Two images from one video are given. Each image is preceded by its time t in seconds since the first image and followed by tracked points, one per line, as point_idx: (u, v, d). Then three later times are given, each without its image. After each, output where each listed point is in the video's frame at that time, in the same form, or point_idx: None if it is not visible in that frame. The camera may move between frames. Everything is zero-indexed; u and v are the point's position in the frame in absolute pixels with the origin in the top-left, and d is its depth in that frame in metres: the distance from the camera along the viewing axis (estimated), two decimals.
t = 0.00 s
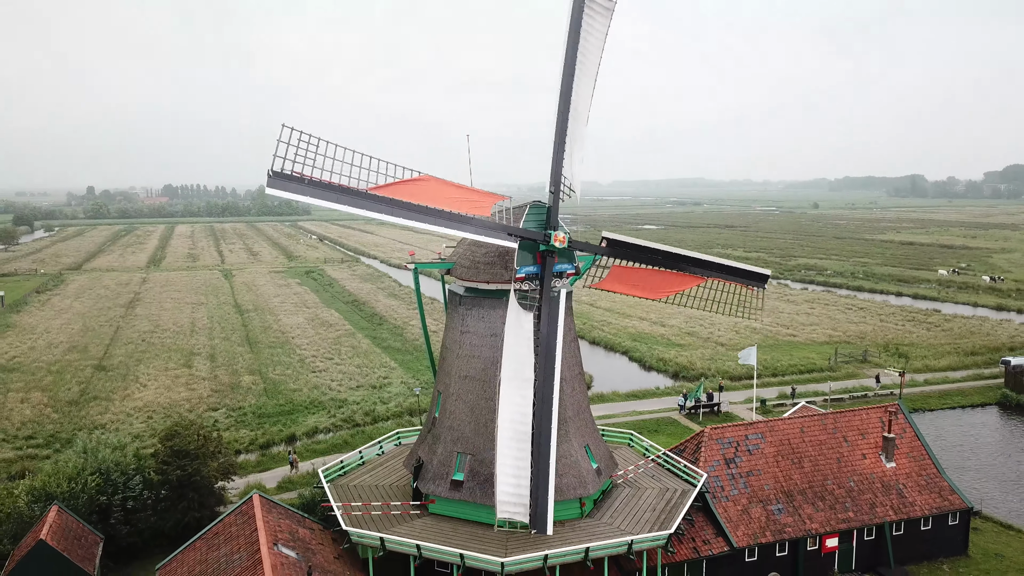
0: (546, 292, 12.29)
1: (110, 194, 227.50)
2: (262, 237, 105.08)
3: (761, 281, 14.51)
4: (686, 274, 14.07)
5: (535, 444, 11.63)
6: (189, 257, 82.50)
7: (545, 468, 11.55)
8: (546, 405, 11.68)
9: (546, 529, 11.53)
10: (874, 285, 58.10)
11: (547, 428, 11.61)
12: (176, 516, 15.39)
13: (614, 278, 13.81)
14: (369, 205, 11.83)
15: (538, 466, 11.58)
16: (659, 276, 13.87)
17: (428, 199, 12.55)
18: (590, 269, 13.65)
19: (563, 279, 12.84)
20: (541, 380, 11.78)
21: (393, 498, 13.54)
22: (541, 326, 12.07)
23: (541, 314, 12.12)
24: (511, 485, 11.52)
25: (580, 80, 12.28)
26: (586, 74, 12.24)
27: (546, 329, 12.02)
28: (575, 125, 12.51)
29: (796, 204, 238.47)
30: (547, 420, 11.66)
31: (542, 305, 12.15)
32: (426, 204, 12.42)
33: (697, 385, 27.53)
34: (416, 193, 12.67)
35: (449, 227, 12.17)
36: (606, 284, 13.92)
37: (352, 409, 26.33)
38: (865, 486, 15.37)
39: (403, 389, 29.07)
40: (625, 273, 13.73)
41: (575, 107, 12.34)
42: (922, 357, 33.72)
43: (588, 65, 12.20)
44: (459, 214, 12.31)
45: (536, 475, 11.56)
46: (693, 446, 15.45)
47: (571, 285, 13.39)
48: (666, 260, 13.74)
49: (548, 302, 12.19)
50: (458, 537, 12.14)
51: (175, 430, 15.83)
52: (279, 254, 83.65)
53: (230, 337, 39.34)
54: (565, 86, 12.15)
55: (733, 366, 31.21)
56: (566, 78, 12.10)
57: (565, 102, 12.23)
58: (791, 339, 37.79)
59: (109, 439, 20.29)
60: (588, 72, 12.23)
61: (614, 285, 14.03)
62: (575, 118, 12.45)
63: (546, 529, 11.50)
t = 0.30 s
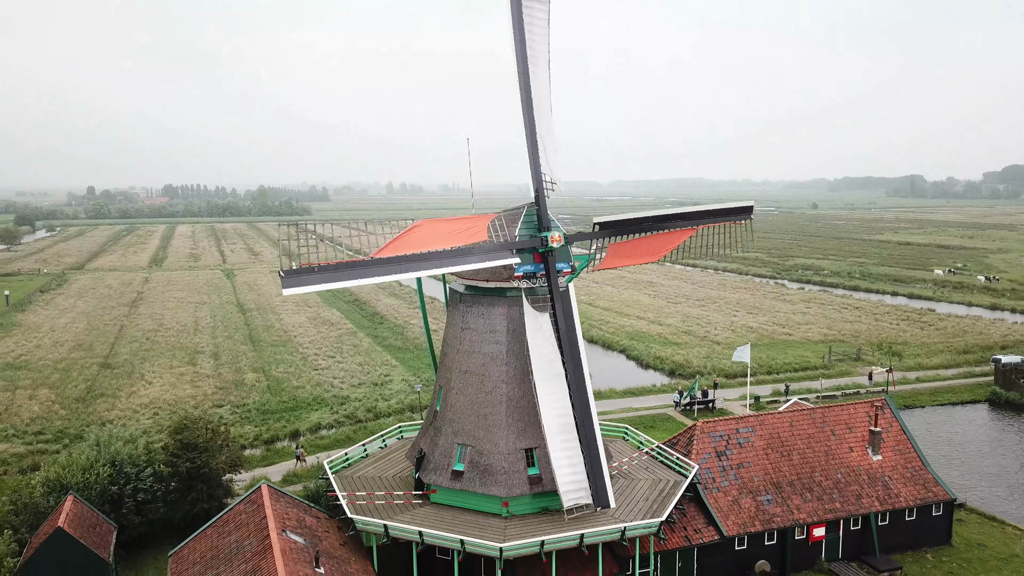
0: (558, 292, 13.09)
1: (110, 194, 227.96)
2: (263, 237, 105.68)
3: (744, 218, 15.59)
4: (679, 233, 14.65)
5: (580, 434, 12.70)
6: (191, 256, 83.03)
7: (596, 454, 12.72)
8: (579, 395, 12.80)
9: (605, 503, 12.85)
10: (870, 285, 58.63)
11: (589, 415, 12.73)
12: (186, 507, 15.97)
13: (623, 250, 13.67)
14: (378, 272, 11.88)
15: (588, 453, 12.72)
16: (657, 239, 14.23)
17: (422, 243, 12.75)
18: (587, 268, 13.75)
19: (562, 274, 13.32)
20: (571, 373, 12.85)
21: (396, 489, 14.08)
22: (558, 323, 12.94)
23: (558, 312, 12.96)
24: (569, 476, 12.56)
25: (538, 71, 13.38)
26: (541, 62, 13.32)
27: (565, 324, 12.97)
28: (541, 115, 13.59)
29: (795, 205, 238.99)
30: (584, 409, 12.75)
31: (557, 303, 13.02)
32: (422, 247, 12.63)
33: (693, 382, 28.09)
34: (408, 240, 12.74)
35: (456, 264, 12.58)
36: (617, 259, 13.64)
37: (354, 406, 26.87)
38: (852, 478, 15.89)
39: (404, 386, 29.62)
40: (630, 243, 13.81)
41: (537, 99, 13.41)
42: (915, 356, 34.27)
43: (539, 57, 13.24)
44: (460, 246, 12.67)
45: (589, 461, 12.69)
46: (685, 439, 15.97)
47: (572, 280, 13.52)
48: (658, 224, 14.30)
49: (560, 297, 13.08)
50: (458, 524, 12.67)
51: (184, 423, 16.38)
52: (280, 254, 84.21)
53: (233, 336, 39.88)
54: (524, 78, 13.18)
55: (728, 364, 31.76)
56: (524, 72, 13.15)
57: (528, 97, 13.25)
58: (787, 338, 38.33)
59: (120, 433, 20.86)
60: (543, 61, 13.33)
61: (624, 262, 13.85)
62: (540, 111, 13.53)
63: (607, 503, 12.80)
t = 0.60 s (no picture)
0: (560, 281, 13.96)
1: (111, 194, 228.44)
2: (264, 237, 106.23)
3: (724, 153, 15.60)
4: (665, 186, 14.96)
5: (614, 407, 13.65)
6: (192, 256, 83.58)
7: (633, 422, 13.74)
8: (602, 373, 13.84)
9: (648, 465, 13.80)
10: (865, 284, 59.21)
11: (621, 389, 13.78)
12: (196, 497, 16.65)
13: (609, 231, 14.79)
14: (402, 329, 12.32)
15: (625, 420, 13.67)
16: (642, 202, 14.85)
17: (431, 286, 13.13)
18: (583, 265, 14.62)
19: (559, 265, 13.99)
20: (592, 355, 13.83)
21: (400, 478, 14.67)
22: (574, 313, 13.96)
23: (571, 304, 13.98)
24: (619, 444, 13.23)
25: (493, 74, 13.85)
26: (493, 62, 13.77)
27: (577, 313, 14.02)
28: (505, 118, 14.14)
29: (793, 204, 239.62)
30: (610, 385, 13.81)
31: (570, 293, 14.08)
32: (434, 291, 13.09)
33: (688, 379, 28.67)
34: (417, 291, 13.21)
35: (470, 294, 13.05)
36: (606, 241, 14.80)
37: (357, 402, 27.46)
38: (839, 469, 16.46)
39: (405, 383, 30.20)
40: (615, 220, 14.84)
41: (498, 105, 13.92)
42: (907, 353, 34.85)
43: (490, 62, 13.72)
44: (467, 273, 13.03)
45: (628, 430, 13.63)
46: (678, 432, 16.54)
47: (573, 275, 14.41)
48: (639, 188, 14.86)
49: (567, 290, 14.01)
50: (459, 511, 13.25)
51: (194, 416, 16.97)
52: (281, 254, 84.85)
53: (236, 334, 40.45)
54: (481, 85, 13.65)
55: (724, 362, 32.34)
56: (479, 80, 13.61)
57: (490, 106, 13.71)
58: (782, 336, 38.94)
59: (130, 426, 21.45)
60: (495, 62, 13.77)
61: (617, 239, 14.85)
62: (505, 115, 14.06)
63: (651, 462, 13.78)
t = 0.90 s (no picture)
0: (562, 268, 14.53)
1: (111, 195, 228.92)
2: (265, 237, 106.79)
3: (685, 103, 16.58)
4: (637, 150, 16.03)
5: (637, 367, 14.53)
6: (194, 255, 84.15)
7: (657, 377, 14.57)
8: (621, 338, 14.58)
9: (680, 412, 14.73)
10: (861, 283, 59.84)
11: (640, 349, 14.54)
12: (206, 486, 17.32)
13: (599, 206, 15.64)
14: (434, 369, 12.63)
15: (649, 375, 14.55)
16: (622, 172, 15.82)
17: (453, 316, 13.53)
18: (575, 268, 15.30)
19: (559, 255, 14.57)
20: (607, 327, 14.62)
21: (403, 467, 15.28)
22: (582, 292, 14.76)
23: (578, 284, 14.75)
24: (648, 399, 14.34)
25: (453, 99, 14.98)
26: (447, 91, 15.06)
27: (585, 292, 14.77)
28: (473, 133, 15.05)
29: (793, 204, 240.31)
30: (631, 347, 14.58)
31: (579, 275, 14.92)
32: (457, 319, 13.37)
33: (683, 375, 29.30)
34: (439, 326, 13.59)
35: (488, 313, 13.33)
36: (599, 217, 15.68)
37: (359, 398, 28.09)
38: (826, 460, 17.07)
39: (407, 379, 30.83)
40: (602, 197, 15.80)
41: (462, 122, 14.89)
42: (900, 351, 35.49)
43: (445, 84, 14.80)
44: (482, 295, 13.51)
45: (654, 386, 14.54)
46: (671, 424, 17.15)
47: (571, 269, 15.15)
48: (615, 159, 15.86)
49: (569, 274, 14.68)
50: (460, 497, 13.88)
51: (204, 408, 17.63)
52: (282, 253, 85.48)
53: (240, 332, 41.06)
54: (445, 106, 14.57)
55: (719, 359, 32.96)
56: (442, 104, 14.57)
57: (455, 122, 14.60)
58: (777, 334, 39.58)
59: (140, 420, 22.10)
60: (449, 90, 15.05)
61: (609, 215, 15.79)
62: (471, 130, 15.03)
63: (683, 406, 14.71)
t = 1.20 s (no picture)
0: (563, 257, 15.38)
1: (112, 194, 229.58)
2: (266, 236, 107.43)
3: (642, 61, 16.60)
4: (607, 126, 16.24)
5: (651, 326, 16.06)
6: (196, 254, 84.88)
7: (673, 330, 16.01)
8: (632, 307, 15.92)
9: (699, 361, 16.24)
10: (857, 283, 60.48)
11: (650, 310, 15.85)
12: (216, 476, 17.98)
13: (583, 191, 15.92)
14: (475, 398, 13.91)
15: (664, 329, 16.05)
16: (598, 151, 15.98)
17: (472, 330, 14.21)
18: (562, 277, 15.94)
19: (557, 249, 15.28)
20: (619, 299, 15.82)
21: (406, 456, 15.93)
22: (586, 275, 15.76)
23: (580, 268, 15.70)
24: (666, 352, 16.03)
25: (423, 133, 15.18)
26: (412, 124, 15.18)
27: (590, 274, 15.74)
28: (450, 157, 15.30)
29: (791, 204, 240.90)
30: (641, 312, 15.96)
31: (582, 261, 15.69)
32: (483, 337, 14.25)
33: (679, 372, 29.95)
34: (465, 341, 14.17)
35: (510, 328, 14.26)
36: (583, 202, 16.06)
37: (362, 393, 28.75)
38: (813, 451, 17.72)
39: (408, 376, 31.49)
40: (584, 180, 16.04)
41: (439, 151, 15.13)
42: (892, 348, 36.15)
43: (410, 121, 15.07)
44: (500, 312, 14.38)
45: (671, 340, 16.09)
46: (664, 416, 17.77)
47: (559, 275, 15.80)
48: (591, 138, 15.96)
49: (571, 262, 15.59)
50: (461, 485, 14.53)
51: (213, 401, 18.27)
52: (284, 253, 86.16)
53: (244, 329, 41.75)
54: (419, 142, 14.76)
55: (714, 356, 33.62)
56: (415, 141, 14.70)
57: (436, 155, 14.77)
58: (772, 332, 40.23)
59: (150, 414, 22.76)
60: (417, 123, 15.21)
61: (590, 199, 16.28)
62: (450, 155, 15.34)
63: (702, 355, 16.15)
